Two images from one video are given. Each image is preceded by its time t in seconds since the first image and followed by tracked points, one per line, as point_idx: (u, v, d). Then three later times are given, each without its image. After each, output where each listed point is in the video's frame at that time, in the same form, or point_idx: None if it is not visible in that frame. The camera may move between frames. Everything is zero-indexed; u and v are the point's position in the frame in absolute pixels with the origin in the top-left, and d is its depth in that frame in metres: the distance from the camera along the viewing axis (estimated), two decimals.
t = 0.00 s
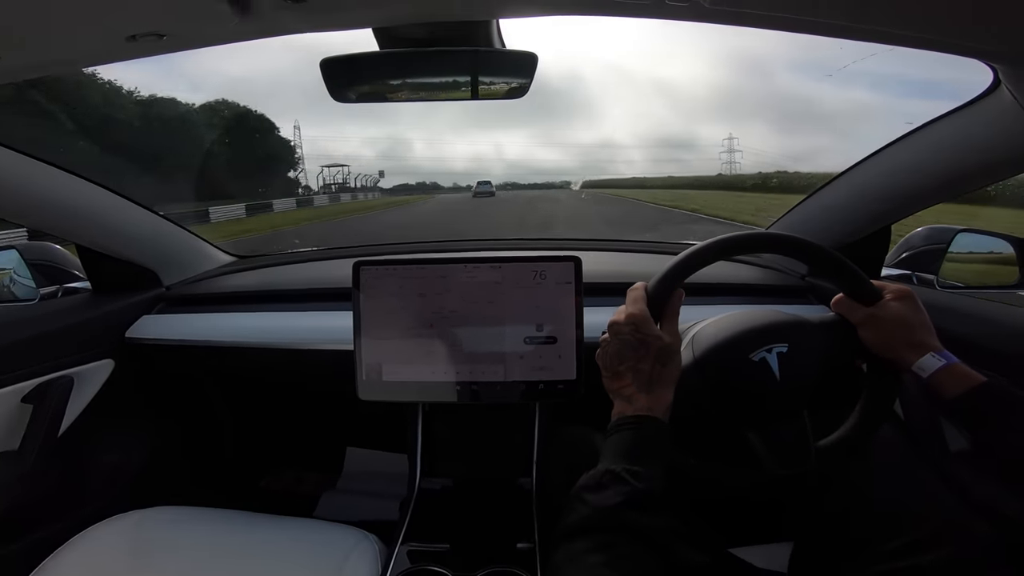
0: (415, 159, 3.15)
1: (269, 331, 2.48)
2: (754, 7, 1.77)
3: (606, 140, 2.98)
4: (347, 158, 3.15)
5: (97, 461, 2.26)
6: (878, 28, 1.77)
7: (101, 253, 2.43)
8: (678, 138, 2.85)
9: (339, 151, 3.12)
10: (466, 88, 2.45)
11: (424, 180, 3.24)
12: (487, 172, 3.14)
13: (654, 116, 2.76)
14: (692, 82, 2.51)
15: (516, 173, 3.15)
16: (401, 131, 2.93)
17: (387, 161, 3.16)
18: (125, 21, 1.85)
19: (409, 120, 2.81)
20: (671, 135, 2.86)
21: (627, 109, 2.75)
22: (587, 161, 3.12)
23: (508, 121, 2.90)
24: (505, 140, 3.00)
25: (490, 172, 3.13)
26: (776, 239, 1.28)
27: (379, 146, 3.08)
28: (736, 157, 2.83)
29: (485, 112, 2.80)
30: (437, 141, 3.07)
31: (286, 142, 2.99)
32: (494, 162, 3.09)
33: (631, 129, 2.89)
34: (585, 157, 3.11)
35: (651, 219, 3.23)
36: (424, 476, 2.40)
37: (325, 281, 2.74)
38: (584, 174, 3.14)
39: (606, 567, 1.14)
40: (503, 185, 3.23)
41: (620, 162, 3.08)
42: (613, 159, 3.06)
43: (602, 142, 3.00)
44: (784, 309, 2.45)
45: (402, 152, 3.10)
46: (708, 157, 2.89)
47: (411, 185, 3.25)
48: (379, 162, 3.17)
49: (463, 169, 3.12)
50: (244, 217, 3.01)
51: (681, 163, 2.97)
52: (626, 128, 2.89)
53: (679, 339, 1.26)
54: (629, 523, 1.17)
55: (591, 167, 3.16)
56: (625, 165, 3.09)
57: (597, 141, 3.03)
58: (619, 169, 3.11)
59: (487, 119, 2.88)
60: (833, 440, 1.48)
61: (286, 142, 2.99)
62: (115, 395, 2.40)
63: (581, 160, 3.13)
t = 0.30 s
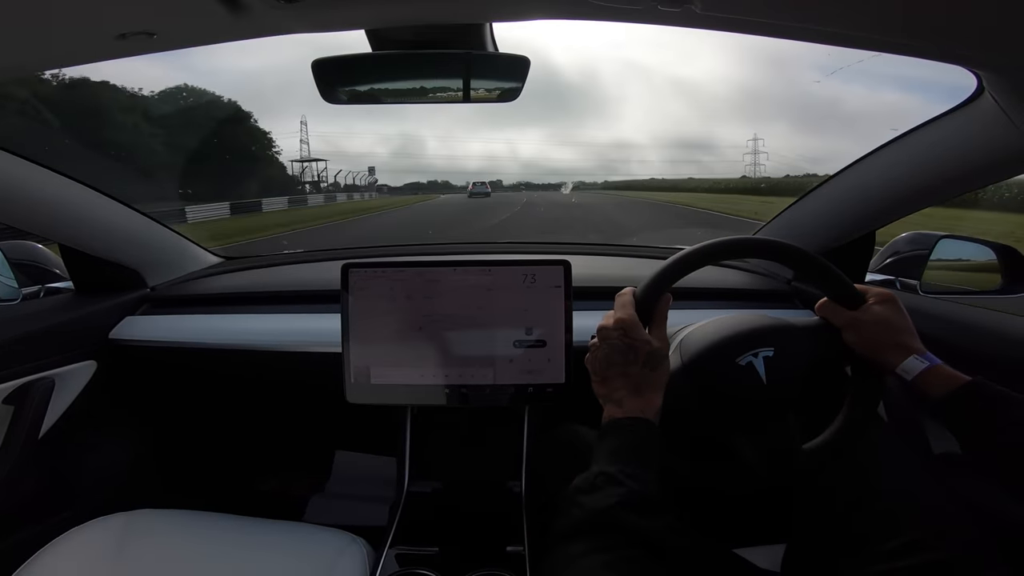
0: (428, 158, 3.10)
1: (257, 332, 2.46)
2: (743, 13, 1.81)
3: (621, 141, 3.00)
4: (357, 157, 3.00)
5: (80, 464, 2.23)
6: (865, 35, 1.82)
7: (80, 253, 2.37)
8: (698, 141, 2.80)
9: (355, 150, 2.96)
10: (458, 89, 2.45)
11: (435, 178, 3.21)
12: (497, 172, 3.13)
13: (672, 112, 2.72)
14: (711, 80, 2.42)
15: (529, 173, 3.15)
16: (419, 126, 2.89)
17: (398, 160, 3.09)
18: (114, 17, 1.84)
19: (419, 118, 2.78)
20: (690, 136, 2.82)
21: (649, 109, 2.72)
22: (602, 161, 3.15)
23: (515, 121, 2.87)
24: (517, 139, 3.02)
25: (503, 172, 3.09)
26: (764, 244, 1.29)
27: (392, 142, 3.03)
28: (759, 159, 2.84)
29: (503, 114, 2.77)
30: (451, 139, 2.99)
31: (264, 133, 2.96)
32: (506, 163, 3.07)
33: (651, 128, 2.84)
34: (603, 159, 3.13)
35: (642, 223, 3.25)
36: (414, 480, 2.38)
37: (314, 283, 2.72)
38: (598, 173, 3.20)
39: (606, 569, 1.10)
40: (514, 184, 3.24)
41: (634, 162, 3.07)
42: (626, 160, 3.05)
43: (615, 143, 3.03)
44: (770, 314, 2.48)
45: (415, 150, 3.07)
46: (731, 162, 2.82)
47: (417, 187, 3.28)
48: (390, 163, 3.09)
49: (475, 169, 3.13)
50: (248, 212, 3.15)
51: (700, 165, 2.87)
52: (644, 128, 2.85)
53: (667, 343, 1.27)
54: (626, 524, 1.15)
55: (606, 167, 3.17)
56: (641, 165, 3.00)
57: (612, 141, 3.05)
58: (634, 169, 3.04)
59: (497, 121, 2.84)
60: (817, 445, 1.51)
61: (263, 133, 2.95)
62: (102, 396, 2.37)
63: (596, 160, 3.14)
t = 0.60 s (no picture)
0: (448, 155, 3.05)
1: (258, 328, 2.46)
2: (746, 11, 1.81)
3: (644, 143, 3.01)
4: (377, 155, 3.08)
5: (80, 459, 2.23)
6: (868, 34, 1.81)
7: (82, 249, 2.38)
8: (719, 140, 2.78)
9: (371, 146, 3.06)
10: (460, 87, 2.45)
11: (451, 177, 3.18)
12: (518, 170, 3.13)
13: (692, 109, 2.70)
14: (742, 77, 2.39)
15: (548, 172, 3.17)
16: (435, 122, 2.86)
17: (416, 157, 3.08)
18: (116, 15, 1.84)
19: (439, 114, 2.78)
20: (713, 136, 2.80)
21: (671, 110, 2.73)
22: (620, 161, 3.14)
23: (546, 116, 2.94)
24: (536, 139, 3.07)
25: (521, 170, 3.13)
26: (766, 243, 1.29)
27: (410, 141, 2.98)
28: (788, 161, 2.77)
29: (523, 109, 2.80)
30: (470, 136, 2.96)
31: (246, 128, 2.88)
32: (525, 161, 3.11)
33: (673, 126, 2.87)
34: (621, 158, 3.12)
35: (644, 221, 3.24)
36: (413, 477, 2.38)
37: (314, 280, 2.73)
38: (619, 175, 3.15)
39: (613, 562, 1.09)
40: (532, 183, 3.22)
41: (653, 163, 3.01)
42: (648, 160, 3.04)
43: (636, 143, 3.04)
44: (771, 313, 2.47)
45: (433, 147, 3.03)
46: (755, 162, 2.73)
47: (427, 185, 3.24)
48: (408, 162, 3.07)
49: (493, 167, 3.14)
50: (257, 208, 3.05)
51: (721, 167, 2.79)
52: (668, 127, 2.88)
53: (669, 339, 1.26)
54: (628, 518, 1.13)
55: (625, 167, 3.13)
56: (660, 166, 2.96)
57: (632, 141, 3.06)
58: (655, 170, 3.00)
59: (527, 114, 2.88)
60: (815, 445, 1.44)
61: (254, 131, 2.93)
62: (102, 393, 2.38)
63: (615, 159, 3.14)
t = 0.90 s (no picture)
0: (468, 153, 3.04)
1: (268, 328, 2.48)
2: (753, 8, 1.80)
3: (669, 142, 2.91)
4: (397, 154, 3.05)
5: (95, 457, 2.27)
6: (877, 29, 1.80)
7: (94, 251, 2.40)
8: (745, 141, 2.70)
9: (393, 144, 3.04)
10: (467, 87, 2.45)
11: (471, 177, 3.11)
12: (539, 169, 3.12)
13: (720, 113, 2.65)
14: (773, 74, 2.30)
15: (569, 171, 3.14)
16: (462, 119, 2.89)
17: (437, 155, 3.04)
18: (127, 18, 1.87)
19: (460, 112, 2.80)
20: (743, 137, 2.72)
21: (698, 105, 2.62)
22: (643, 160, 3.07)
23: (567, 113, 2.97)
24: (560, 138, 2.99)
25: (542, 170, 3.12)
26: (778, 241, 1.28)
27: (431, 137, 2.98)
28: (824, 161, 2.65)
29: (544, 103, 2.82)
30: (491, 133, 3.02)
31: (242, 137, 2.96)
32: (547, 160, 3.07)
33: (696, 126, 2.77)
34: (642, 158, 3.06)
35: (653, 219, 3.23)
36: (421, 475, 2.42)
37: (323, 280, 2.74)
38: (639, 174, 3.11)
39: (617, 559, 1.07)
40: (554, 183, 3.21)
41: (678, 163, 2.92)
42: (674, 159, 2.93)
43: (660, 142, 2.98)
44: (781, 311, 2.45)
45: (453, 146, 3.03)
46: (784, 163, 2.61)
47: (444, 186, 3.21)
48: (429, 159, 3.02)
49: (515, 166, 3.08)
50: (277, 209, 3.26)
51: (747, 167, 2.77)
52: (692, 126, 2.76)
53: (678, 336, 1.26)
54: (635, 515, 1.12)
55: (647, 167, 3.08)
56: (684, 166, 2.92)
57: (656, 140, 2.98)
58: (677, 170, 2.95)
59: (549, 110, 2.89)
60: (827, 445, 1.48)
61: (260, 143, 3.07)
62: (115, 391, 2.41)
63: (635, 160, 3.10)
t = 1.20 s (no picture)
0: (487, 150, 3.00)
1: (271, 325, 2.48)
2: (762, 10, 1.79)
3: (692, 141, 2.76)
4: (416, 151, 2.98)
5: (97, 451, 2.28)
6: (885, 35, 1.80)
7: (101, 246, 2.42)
8: (775, 140, 2.55)
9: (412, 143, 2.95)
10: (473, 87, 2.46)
11: (490, 173, 3.11)
12: (558, 168, 3.06)
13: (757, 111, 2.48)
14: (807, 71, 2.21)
15: (591, 171, 3.02)
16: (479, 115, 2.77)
17: (459, 153, 2.95)
18: (138, 15, 1.89)
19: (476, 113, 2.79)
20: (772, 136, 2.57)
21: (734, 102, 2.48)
22: (666, 160, 2.89)
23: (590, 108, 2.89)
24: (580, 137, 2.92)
25: (565, 170, 3.06)
26: (783, 246, 1.27)
27: (451, 135, 2.89)
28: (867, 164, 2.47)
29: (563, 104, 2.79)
30: (511, 130, 2.91)
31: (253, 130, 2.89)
32: (568, 159, 3.02)
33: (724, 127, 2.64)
34: (665, 157, 2.87)
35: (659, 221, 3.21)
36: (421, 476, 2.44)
37: (326, 278, 2.74)
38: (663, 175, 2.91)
39: (609, 558, 1.06)
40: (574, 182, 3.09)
41: (701, 162, 2.77)
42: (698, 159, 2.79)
43: (685, 141, 2.78)
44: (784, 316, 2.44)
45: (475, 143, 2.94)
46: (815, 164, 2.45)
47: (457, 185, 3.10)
48: (450, 158, 2.95)
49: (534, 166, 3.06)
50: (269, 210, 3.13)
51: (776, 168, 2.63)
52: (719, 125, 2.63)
53: (682, 338, 1.26)
54: (631, 515, 1.11)
55: (671, 167, 2.90)
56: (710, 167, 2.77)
57: (679, 140, 2.80)
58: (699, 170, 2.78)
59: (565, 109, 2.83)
60: (827, 450, 1.47)
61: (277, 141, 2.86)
62: (118, 385, 2.42)
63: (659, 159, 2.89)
